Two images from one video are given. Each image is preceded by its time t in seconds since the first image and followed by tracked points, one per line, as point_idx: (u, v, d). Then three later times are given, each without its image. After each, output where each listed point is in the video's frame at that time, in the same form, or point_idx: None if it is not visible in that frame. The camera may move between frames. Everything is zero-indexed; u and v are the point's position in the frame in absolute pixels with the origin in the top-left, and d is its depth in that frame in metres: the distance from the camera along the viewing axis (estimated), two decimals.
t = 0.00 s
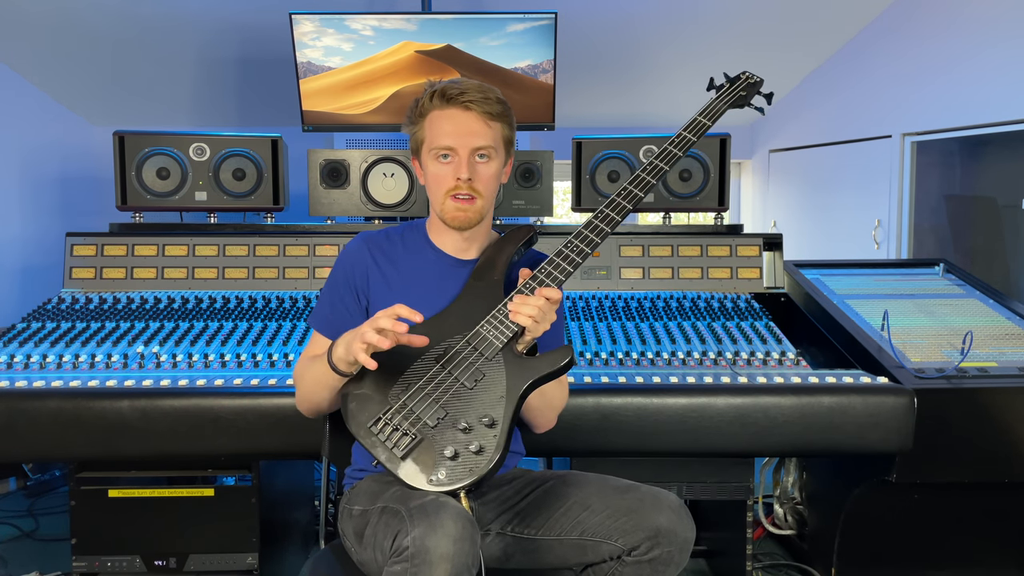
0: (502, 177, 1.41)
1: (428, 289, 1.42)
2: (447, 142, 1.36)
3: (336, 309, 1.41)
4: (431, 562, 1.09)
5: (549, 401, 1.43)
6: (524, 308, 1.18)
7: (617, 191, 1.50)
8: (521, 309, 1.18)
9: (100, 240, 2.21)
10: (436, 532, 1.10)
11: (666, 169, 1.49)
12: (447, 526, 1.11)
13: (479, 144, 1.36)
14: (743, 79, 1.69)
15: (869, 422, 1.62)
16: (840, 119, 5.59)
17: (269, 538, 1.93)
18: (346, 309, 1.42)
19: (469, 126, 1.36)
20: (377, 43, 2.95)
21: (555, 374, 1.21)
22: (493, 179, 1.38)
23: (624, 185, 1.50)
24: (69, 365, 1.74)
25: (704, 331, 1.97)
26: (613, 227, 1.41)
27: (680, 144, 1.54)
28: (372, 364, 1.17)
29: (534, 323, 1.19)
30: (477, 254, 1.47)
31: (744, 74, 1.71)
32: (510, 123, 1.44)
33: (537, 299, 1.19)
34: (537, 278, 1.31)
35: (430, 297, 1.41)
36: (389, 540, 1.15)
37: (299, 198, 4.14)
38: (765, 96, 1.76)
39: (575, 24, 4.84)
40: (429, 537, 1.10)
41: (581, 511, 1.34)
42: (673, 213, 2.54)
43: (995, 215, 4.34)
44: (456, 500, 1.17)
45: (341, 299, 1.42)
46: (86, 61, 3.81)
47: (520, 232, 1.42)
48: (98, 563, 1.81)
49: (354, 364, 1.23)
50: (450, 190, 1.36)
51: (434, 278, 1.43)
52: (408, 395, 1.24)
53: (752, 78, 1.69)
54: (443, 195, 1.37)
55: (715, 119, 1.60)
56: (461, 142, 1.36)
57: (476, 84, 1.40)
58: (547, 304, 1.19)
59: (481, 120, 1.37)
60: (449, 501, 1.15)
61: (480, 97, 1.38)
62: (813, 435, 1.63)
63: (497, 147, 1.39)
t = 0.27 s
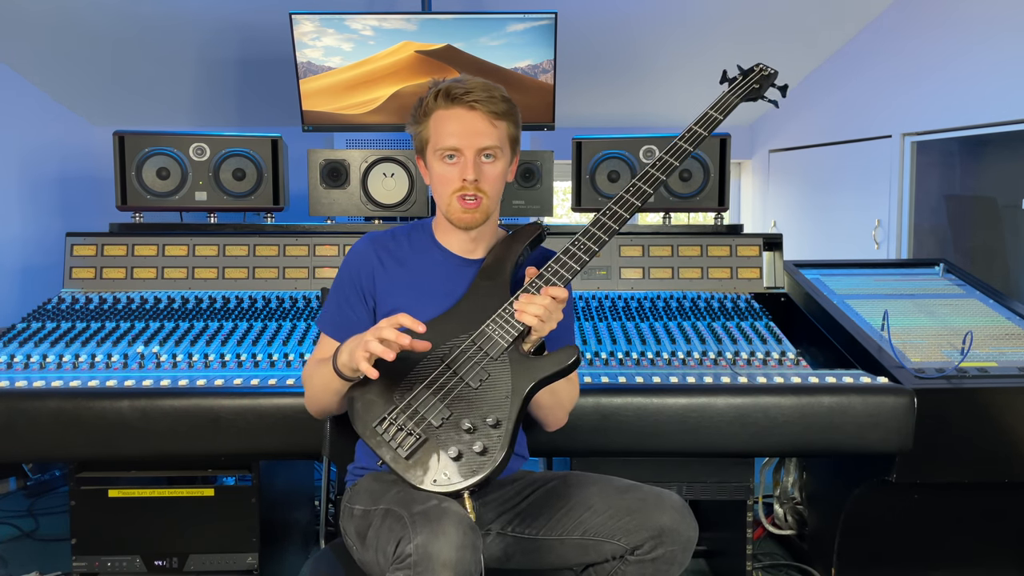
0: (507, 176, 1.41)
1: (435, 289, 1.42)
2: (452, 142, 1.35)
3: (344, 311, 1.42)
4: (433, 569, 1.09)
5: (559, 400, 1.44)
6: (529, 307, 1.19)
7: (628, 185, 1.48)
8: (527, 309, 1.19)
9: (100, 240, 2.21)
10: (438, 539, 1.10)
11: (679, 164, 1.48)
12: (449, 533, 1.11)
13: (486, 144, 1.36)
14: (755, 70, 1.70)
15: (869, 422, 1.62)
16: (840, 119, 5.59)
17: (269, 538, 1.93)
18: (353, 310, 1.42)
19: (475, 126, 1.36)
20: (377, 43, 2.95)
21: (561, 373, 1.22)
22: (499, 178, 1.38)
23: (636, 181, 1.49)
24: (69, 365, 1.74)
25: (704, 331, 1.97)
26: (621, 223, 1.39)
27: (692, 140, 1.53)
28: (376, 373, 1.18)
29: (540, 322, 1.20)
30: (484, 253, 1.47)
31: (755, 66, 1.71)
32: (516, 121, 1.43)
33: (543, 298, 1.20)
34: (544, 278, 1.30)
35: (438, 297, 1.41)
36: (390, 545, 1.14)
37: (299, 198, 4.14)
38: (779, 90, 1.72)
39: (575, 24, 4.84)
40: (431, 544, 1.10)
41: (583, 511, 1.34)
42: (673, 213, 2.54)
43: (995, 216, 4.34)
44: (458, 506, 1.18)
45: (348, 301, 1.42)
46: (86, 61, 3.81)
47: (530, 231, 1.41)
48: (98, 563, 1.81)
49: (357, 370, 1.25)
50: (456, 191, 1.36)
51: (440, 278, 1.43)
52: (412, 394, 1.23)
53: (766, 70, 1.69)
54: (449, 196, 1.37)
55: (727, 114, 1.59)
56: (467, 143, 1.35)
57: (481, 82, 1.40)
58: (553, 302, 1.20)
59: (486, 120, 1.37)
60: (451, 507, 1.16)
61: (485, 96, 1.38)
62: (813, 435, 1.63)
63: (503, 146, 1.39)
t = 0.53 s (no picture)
0: (510, 174, 1.41)
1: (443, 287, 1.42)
2: (454, 141, 1.36)
3: (352, 311, 1.42)
4: (422, 564, 1.10)
5: (570, 394, 1.43)
6: (535, 301, 1.18)
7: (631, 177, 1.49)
8: (534, 303, 1.18)
9: (100, 240, 2.21)
10: (428, 534, 1.11)
11: (681, 153, 1.47)
12: (439, 529, 1.12)
13: (487, 142, 1.36)
14: (760, 57, 1.69)
15: (869, 423, 1.62)
16: (840, 120, 5.59)
17: (269, 538, 1.93)
18: (362, 310, 1.42)
19: (476, 124, 1.36)
20: (377, 43, 2.95)
21: (570, 366, 1.22)
22: (501, 176, 1.38)
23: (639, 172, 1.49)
24: (69, 365, 1.74)
25: (704, 331, 1.97)
26: (625, 214, 1.39)
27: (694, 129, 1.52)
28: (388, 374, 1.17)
29: (547, 314, 1.19)
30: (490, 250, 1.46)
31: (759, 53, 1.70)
32: (518, 119, 1.43)
33: (549, 291, 1.19)
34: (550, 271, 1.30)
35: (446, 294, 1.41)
36: (383, 538, 1.16)
37: (299, 198, 4.14)
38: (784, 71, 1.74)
39: (575, 24, 4.85)
40: (422, 538, 1.11)
41: (585, 507, 1.34)
42: (673, 213, 2.54)
43: (995, 215, 4.34)
44: (451, 500, 1.19)
45: (357, 301, 1.43)
46: (86, 61, 3.81)
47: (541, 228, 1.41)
48: (98, 563, 1.81)
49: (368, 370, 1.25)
50: (458, 190, 1.36)
51: (448, 275, 1.43)
52: (421, 392, 1.23)
53: (771, 55, 1.68)
54: (451, 195, 1.36)
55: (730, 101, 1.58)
56: (468, 141, 1.35)
57: (482, 80, 1.40)
58: (560, 295, 1.19)
59: (488, 118, 1.37)
60: (443, 501, 1.17)
61: (487, 93, 1.38)
62: (813, 435, 1.63)
63: (505, 144, 1.39)
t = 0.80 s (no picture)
0: (513, 177, 1.41)
1: (441, 289, 1.42)
2: (461, 135, 1.36)
3: (352, 315, 1.42)
4: (420, 561, 1.10)
5: (572, 391, 1.42)
6: (534, 299, 1.19)
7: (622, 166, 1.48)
8: (531, 300, 1.19)
9: (100, 240, 2.21)
10: (426, 530, 1.11)
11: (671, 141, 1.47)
12: (437, 526, 1.12)
13: (493, 140, 1.36)
14: (741, 40, 1.66)
15: (869, 423, 1.62)
16: (840, 120, 5.59)
17: (269, 538, 1.93)
18: (361, 313, 1.42)
19: (484, 122, 1.36)
20: (377, 43, 2.95)
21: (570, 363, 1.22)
22: (504, 177, 1.38)
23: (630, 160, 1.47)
24: (69, 365, 1.74)
25: (704, 331, 1.97)
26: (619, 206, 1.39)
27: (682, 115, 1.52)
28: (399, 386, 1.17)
29: (545, 313, 1.19)
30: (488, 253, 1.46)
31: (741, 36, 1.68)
32: (526, 125, 1.44)
33: (545, 289, 1.20)
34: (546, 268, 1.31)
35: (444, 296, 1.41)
36: (382, 535, 1.16)
37: (299, 198, 4.14)
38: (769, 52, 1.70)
39: (575, 25, 4.85)
40: (419, 535, 1.11)
41: (586, 508, 1.34)
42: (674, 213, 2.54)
43: (995, 215, 4.34)
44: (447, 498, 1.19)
45: (355, 304, 1.42)
46: (87, 61, 3.81)
47: (531, 225, 1.43)
48: (98, 563, 1.81)
49: (372, 378, 1.24)
50: (459, 184, 1.35)
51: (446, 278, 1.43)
52: (424, 397, 1.23)
53: (752, 39, 1.66)
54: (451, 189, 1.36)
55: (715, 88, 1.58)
56: (475, 137, 1.35)
57: (496, 82, 1.40)
58: (555, 292, 1.20)
59: (497, 117, 1.37)
60: (439, 498, 1.17)
61: (499, 94, 1.38)
62: (813, 435, 1.63)
63: (510, 146, 1.39)
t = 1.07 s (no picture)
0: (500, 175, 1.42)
1: (424, 287, 1.42)
2: (452, 130, 1.36)
3: (333, 315, 1.40)
4: (403, 567, 1.10)
5: (554, 394, 1.43)
6: (518, 309, 1.18)
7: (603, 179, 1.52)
8: (516, 309, 1.18)
9: (100, 240, 2.21)
10: (408, 537, 1.12)
11: (650, 151, 1.50)
12: (419, 531, 1.12)
13: (485, 137, 1.37)
14: (720, 50, 1.71)
15: (869, 423, 1.62)
16: (840, 119, 5.59)
17: (269, 538, 1.93)
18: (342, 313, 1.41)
19: (476, 119, 1.37)
20: (377, 43, 2.95)
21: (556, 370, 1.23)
22: (493, 175, 1.39)
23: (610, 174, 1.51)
24: (69, 365, 1.74)
25: (703, 331, 1.97)
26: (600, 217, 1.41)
27: (660, 126, 1.55)
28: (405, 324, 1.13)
29: (530, 320, 1.20)
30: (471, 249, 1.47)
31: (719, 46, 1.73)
32: (513, 125, 1.46)
33: (531, 297, 1.19)
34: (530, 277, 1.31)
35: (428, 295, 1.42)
36: (366, 543, 1.17)
37: (299, 198, 4.14)
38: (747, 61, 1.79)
39: (575, 25, 4.85)
40: (401, 542, 1.12)
41: (582, 513, 1.34)
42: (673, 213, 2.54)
43: (995, 215, 4.34)
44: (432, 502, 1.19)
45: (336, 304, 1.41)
46: (87, 61, 3.81)
47: (512, 231, 1.43)
48: (98, 563, 1.81)
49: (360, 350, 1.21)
50: (450, 179, 1.35)
51: (429, 276, 1.43)
52: (408, 405, 1.23)
53: (731, 49, 1.70)
54: (442, 183, 1.36)
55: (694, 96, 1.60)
56: (466, 133, 1.36)
57: (488, 82, 1.42)
58: (540, 300, 1.20)
59: (488, 115, 1.38)
60: (423, 504, 1.17)
61: (490, 93, 1.40)
62: (813, 435, 1.63)
63: (500, 145, 1.40)
